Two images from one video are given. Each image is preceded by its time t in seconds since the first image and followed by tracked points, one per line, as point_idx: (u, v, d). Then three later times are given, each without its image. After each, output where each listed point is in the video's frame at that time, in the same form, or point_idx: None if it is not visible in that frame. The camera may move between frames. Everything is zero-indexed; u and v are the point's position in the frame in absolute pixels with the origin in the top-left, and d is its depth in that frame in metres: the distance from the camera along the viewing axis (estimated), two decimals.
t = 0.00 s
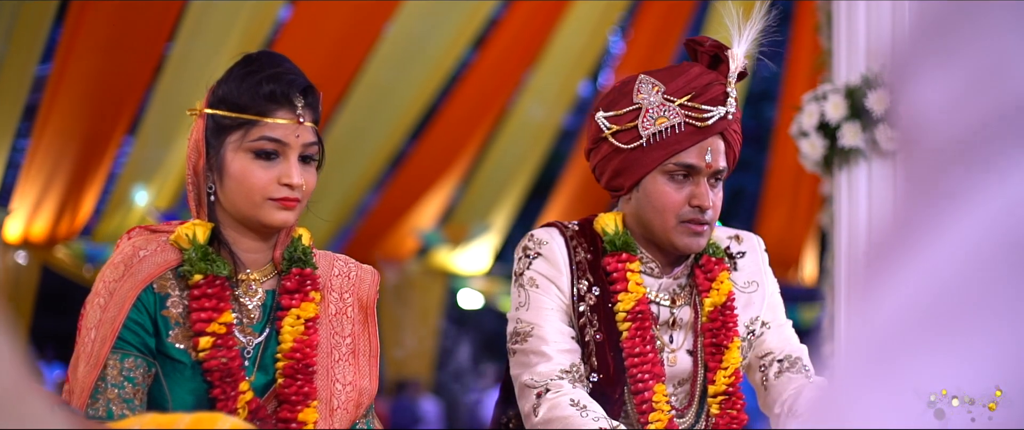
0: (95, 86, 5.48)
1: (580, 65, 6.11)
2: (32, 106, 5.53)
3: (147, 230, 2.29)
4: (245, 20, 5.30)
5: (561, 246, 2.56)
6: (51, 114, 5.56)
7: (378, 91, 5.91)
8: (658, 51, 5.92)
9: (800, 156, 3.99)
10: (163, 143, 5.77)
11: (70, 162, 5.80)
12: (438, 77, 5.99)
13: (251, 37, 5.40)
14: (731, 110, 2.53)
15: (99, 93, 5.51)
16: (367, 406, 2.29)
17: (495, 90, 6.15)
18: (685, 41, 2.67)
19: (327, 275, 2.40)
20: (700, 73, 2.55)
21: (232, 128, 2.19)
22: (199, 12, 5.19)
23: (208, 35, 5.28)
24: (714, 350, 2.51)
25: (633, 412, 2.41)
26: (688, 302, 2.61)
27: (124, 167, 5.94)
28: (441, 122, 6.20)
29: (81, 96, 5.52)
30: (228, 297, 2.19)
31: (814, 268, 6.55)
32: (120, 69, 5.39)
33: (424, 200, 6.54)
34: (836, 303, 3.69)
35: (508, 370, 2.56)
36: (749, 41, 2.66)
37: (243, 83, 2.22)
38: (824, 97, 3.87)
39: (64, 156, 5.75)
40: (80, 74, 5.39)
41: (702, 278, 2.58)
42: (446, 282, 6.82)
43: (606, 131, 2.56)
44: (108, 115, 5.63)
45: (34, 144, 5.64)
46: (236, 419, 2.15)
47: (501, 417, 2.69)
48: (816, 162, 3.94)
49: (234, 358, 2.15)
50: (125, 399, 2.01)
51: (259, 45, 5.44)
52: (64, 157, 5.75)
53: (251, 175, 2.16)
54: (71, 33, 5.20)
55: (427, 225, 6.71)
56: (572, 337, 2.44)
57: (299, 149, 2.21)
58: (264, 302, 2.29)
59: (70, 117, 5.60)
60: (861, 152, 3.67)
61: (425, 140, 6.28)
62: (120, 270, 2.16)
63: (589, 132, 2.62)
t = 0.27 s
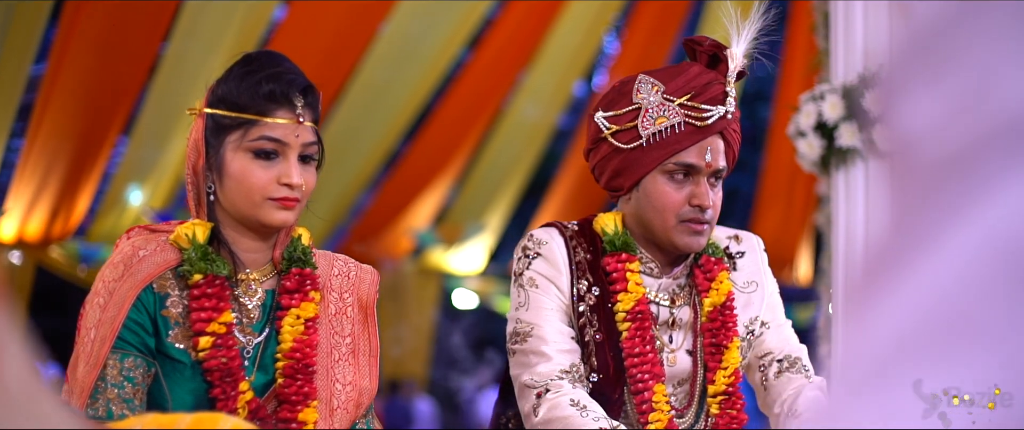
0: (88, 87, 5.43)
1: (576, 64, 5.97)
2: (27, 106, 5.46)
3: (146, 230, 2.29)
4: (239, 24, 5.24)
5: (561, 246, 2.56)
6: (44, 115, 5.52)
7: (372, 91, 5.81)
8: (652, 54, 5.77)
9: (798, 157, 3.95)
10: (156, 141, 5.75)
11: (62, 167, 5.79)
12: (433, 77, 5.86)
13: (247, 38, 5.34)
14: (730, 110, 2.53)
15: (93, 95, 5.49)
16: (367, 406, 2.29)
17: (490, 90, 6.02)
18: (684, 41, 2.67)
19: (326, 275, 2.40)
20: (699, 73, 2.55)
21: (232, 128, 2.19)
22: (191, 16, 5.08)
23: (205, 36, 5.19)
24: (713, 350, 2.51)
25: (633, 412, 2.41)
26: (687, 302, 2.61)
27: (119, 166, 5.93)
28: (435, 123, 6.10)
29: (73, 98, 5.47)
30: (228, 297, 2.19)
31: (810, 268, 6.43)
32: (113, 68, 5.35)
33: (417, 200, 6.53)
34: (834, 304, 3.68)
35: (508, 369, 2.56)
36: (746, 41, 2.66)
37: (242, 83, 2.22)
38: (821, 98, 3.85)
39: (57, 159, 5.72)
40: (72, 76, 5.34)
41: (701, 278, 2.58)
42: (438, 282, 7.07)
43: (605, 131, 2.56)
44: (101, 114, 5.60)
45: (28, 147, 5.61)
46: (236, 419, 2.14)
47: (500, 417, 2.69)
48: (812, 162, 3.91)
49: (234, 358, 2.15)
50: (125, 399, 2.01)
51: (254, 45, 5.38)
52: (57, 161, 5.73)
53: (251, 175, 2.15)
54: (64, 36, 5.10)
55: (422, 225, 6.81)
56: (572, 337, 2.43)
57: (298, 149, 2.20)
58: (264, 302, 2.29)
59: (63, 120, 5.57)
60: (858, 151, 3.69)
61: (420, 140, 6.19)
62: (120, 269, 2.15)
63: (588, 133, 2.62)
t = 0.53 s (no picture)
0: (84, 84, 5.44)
1: (570, 64, 5.95)
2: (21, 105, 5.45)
3: (146, 229, 2.29)
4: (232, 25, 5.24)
5: (561, 245, 2.56)
6: (37, 118, 5.51)
7: (368, 90, 5.80)
8: (647, 54, 5.75)
9: (796, 156, 4.01)
10: (151, 142, 5.71)
11: (56, 165, 5.69)
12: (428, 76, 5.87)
13: (242, 36, 5.31)
14: (729, 109, 2.53)
15: (88, 95, 5.49)
16: (367, 406, 2.30)
17: (485, 90, 6.03)
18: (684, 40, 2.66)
19: (326, 274, 2.39)
20: (698, 72, 2.55)
21: (230, 126, 2.18)
22: (187, 15, 5.14)
23: (200, 33, 5.21)
24: (713, 350, 2.51)
25: (633, 413, 2.41)
26: (687, 302, 2.60)
27: (113, 166, 5.83)
28: (430, 121, 6.06)
29: (67, 96, 5.47)
30: (227, 296, 2.18)
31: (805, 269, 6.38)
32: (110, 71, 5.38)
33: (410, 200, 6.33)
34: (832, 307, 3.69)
35: (507, 369, 2.55)
36: (745, 39, 2.66)
37: (241, 81, 2.22)
38: (819, 97, 3.92)
39: (51, 159, 5.65)
40: (68, 75, 5.37)
41: (701, 278, 2.58)
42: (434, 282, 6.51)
43: (605, 130, 2.56)
44: (95, 113, 5.59)
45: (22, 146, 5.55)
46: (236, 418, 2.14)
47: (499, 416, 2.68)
48: (810, 162, 3.95)
49: (234, 357, 2.14)
50: (125, 398, 2.00)
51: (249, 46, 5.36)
52: (51, 158, 5.65)
53: (249, 174, 2.15)
54: (58, 35, 5.15)
55: (417, 223, 6.47)
56: (571, 336, 2.43)
57: (296, 148, 2.20)
58: (263, 301, 2.28)
59: (56, 119, 5.54)
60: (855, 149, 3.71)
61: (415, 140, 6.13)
62: (120, 268, 2.15)
63: (587, 132, 2.62)
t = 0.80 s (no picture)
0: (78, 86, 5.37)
1: (563, 64, 5.69)
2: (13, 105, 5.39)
3: (144, 228, 2.28)
4: (227, 23, 5.13)
5: (560, 245, 2.56)
6: (31, 116, 5.43)
7: (361, 88, 5.59)
8: (642, 53, 5.52)
9: (791, 156, 4.00)
10: (145, 139, 5.59)
11: (50, 165, 5.63)
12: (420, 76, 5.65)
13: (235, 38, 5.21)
14: (727, 109, 2.53)
15: (82, 92, 5.40)
16: (367, 406, 2.30)
17: (480, 89, 5.77)
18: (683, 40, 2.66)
19: (326, 274, 2.39)
20: (697, 72, 2.55)
21: (226, 125, 2.18)
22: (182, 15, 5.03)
23: (194, 32, 5.11)
24: (711, 350, 2.51)
25: (632, 413, 2.41)
26: (685, 302, 2.60)
27: (106, 166, 5.74)
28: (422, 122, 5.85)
29: (61, 96, 5.40)
30: (226, 296, 2.18)
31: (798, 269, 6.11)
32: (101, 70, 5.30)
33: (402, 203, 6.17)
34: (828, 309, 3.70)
35: (507, 369, 2.55)
36: (744, 40, 2.65)
37: (236, 80, 2.21)
38: (815, 98, 3.90)
39: (43, 161, 5.60)
40: (59, 75, 5.28)
41: (700, 278, 2.57)
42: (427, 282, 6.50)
43: (603, 130, 2.55)
44: (89, 112, 5.49)
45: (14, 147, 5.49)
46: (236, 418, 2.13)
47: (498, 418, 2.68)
48: (806, 162, 3.95)
49: (234, 357, 2.14)
50: (124, 399, 2.01)
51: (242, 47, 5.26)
52: (44, 158, 5.59)
53: (245, 172, 2.14)
54: (52, 34, 5.05)
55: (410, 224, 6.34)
56: (570, 336, 2.43)
57: (292, 146, 2.19)
58: (261, 301, 2.28)
59: (49, 121, 5.48)
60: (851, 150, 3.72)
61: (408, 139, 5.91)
62: (119, 268, 2.14)
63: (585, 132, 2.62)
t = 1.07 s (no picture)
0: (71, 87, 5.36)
1: (557, 64, 5.61)
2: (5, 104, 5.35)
3: (143, 227, 2.27)
4: (220, 23, 5.14)
5: (559, 245, 2.55)
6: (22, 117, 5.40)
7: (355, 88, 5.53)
8: (633, 56, 5.46)
9: (787, 155, 4.04)
10: (138, 139, 5.49)
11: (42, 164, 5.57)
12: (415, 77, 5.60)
13: (228, 39, 5.20)
14: (726, 108, 2.53)
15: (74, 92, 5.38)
16: (366, 405, 2.29)
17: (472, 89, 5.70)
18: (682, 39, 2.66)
19: (325, 272, 2.39)
20: (695, 71, 2.55)
21: (223, 123, 2.17)
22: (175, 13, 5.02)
23: (187, 32, 5.10)
24: (711, 350, 2.50)
25: (631, 412, 2.40)
26: (684, 301, 2.59)
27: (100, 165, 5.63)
28: (416, 123, 5.74)
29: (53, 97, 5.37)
30: (225, 294, 2.17)
31: (790, 269, 5.93)
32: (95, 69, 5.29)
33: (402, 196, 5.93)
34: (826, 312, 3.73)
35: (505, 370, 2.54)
36: (744, 39, 2.65)
37: (233, 78, 2.20)
38: (812, 97, 3.92)
39: (37, 158, 5.54)
40: (51, 74, 5.26)
41: (699, 277, 2.57)
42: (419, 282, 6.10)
43: (601, 128, 2.55)
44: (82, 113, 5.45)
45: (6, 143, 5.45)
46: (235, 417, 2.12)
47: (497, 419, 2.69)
48: (801, 161, 4.00)
49: (233, 356, 2.13)
50: (123, 398, 2.00)
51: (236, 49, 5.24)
52: (37, 159, 5.54)
53: (243, 170, 2.14)
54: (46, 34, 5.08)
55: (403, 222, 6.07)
56: (569, 336, 2.42)
57: (289, 143, 2.19)
58: (260, 300, 2.27)
59: (40, 120, 5.43)
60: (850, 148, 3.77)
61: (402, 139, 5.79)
62: (117, 267, 2.13)
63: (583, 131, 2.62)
